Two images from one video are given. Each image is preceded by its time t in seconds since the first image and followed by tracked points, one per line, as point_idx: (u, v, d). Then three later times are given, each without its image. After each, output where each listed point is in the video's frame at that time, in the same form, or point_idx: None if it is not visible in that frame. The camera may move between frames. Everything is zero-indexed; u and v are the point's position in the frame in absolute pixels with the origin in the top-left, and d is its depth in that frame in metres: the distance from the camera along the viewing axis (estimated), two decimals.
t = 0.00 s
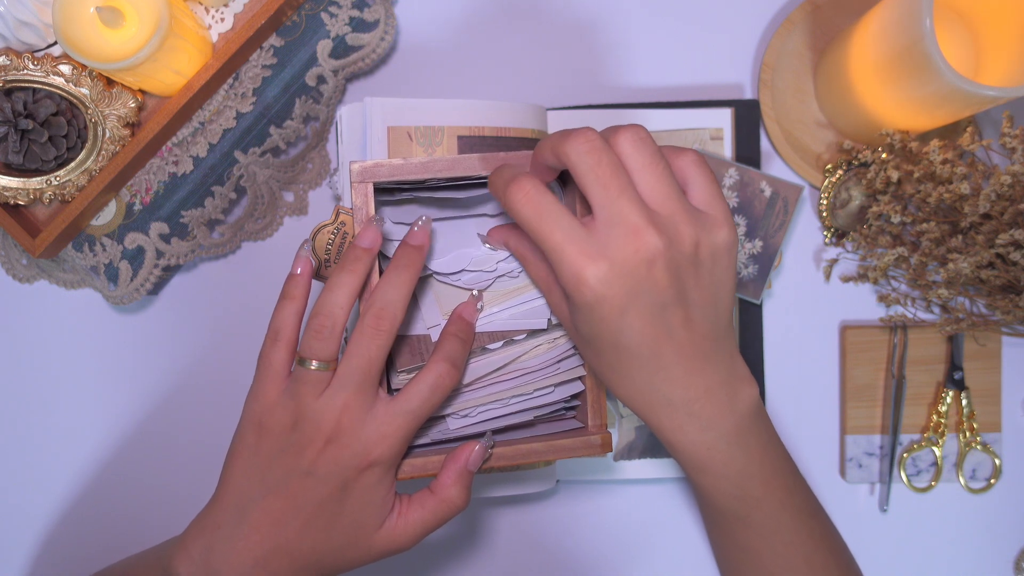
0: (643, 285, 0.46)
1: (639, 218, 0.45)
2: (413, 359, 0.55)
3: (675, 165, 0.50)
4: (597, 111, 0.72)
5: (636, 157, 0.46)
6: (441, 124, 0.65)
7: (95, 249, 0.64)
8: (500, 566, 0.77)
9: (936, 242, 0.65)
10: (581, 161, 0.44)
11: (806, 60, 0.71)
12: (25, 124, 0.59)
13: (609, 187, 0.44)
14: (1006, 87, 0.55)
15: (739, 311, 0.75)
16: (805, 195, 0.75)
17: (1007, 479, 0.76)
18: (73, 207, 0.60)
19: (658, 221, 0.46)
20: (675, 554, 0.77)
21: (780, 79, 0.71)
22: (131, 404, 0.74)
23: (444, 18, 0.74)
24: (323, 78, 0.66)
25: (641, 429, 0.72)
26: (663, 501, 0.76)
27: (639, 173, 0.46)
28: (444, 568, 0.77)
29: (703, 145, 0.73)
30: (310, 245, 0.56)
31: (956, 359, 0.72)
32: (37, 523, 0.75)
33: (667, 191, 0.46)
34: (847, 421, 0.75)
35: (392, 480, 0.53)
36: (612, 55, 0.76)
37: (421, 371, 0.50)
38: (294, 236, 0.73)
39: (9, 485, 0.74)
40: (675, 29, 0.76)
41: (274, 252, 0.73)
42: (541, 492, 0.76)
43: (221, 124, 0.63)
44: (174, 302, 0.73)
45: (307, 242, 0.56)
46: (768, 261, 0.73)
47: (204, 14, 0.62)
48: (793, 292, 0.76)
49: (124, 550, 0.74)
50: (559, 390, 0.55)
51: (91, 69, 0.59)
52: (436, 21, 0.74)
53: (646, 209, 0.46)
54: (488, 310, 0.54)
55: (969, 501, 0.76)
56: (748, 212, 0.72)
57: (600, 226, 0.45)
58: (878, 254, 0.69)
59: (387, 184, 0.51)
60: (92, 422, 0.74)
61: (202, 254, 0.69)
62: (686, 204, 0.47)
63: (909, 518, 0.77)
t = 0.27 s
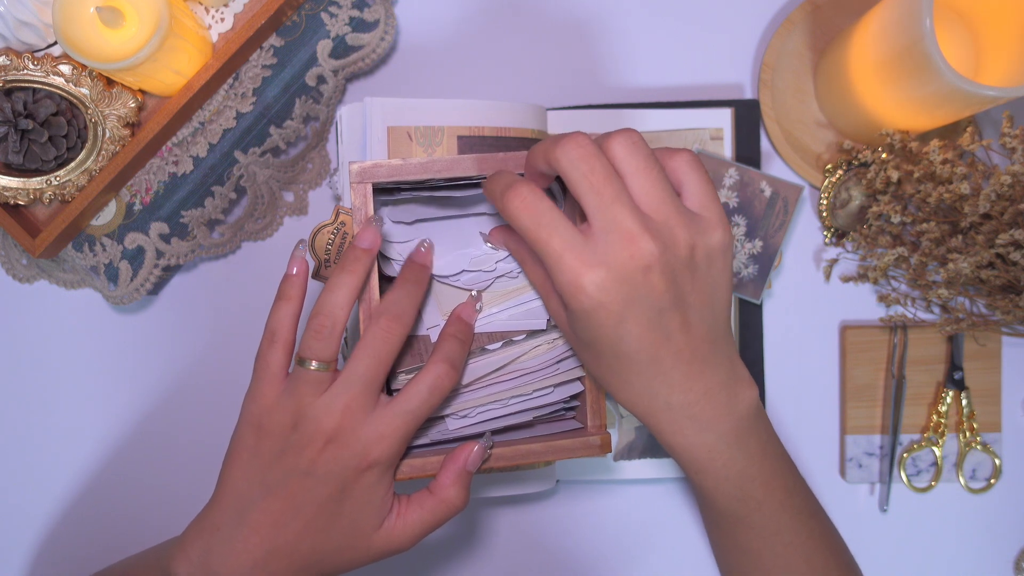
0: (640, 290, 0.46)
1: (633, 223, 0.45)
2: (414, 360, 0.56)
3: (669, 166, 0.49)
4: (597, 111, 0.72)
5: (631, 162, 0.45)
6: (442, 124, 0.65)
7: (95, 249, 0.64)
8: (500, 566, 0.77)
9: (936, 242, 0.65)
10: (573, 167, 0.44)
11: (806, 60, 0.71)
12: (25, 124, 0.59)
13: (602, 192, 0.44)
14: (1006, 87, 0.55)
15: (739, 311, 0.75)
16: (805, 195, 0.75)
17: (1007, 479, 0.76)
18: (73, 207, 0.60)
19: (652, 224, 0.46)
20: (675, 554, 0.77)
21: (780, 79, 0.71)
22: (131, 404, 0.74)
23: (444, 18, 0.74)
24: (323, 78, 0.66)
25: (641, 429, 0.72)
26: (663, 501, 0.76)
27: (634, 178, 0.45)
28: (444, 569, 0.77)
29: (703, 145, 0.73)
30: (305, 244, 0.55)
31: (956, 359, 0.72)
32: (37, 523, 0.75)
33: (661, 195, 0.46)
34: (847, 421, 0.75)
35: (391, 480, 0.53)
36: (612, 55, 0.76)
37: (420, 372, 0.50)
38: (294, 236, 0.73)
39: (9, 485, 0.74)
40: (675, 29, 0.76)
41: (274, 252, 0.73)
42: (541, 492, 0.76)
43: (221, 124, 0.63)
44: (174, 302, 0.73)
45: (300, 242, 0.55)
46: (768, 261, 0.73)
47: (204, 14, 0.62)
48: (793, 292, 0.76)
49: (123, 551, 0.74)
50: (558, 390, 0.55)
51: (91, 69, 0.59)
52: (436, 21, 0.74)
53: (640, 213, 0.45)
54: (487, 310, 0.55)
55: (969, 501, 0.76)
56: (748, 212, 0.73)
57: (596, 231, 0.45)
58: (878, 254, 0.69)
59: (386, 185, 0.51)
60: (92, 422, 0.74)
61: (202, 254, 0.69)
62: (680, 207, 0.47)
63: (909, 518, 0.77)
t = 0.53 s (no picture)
0: (603, 298, 0.46)
1: (603, 230, 0.45)
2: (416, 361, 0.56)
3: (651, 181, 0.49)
4: (597, 111, 0.72)
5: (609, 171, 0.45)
6: (442, 124, 0.65)
7: (95, 249, 0.64)
8: (499, 566, 0.77)
9: (936, 242, 0.65)
10: (550, 172, 0.45)
11: (806, 60, 0.71)
12: (25, 124, 0.59)
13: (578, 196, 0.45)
14: (1006, 87, 0.55)
15: (738, 311, 0.75)
16: (805, 195, 0.75)
17: (1006, 479, 0.76)
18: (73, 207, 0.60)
19: (623, 235, 0.46)
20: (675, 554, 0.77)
21: (780, 79, 0.71)
22: (131, 404, 0.74)
23: (444, 18, 0.74)
24: (323, 78, 0.66)
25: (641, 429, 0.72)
26: (662, 501, 0.76)
27: (610, 190, 0.46)
28: (443, 568, 0.77)
29: (703, 145, 0.73)
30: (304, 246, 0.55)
31: (956, 359, 0.72)
32: (37, 523, 0.75)
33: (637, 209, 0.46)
34: (847, 421, 0.75)
35: (385, 479, 0.53)
36: (612, 55, 0.76)
37: (418, 373, 0.50)
38: (294, 236, 0.73)
39: (9, 484, 0.75)
40: (675, 29, 0.76)
41: (274, 252, 0.73)
42: (541, 492, 0.76)
43: (221, 124, 0.63)
44: (173, 302, 0.73)
45: (296, 242, 0.55)
46: (767, 262, 0.73)
47: (205, 14, 0.62)
48: (793, 292, 0.76)
49: (123, 550, 0.74)
50: (556, 390, 0.55)
51: (91, 69, 0.59)
52: (436, 21, 0.74)
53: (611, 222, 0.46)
54: (484, 311, 0.55)
55: (969, 501, 0.76)
56: (748, 212, 0.73)
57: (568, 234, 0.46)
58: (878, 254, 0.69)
59: (384, 185, 0.52)
60: (92, 422, 0.74)
61: (202, 254, 0.69)
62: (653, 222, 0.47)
63: (908, 518, 0.77)
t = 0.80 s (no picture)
0: (552, 313, 0.45)
1: (534, 246, 0.45)
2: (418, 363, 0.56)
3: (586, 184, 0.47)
4: (597, 111, 0.72)
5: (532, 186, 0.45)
6: (442, 125, 0.65)
7: (95, 249, 0.64)
8: (500, 566, 0.77)
9: (936, 242, 0.65)
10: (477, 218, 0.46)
11: (806, 60, 0.71)
12: (25, 124, 0.59)
13: (506, 222, 0.46)
14: (1006, 87, 0.55)
15: (738, 311, 0.75)
16: (806, 195, 0.75)
17: (1006, 479, 0.76)
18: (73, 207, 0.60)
19: (559, 248, 0.45)
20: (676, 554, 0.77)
21: (780, 80, 0.71)
22: (131, 405, 0.74)
23: (444, 18, 0.74)
24: (323, 78, 0.66)
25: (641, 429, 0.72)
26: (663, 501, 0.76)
27: (536, 206, 0.45)
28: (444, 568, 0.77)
29: (703, 145, 0.73)
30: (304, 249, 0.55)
31: (956, 359, 0.73)
32: (37, 523, 0.75)
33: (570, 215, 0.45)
34: (847, 421, 0.75)
35: (390, 481, 0.53)
36: (611, 55, 0.76)
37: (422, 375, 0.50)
38: (294, 236, 0.73)
39: (9, 485, 0.74)
40: (675, 30, 0.76)
41: (275, 252, 0.73)
42: (542, 492, 0.76)
43: (221, 124, 0.63)
44: (174, 302, 0.73)
45: (297, 245, 0.55)
46: (767, 262, 0.74)
47: (205, 14, 0.62)
48: (793, 292, 0.76)
49: (123, 550, 0.74)
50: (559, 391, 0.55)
51: (91, 69, 0.59)
52: (436, 21, 0.74)
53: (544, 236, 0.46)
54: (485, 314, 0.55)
55: (969, 501, 0.76)
56: (748, 212, 0.73)
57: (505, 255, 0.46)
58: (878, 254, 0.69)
59: (386, 187, 0.52)
60: (91, 422, 0.74)
61: (202, 254, 0.69)
62: (592, 226, 0.45)
63: (909, 518, 0.77)
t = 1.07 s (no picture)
0: (536, 265, 0.46)
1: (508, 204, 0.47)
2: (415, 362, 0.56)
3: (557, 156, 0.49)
4: (596, 111, 0.72)
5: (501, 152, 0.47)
6: (442, 124, 0.65)
7: (95, 249, 0.64)
8: (500, 566, 0.77)
9: (936, 242, 0.65)
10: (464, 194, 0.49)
11: (806, 60, 0.71)
12: (25, 124, 0.59)
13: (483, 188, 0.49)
14: (1006, 87, 0.55)
15: (738, 311, 0.75)
16: (805, 195, 0.75)
17: (1007, 479, 0.76)
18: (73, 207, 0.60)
19: (536, 203, 0.47)
20: (676, 554, 0.77)
21: (780, 79, 0.71)
22: (131, 404, 0.74)
23: (444, 18, 0.74)
24: (323, 78, 0.66)
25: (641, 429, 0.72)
26: (662, 500, 0.76)
27: (505, 169, 0.47)
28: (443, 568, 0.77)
29: (703, 145, 0.73)
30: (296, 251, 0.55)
31: (956, 359, 0.72)
32: (37, 522, 0.75)
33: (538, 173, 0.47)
34: (847, 421, 0.75)
35: (385, 480, 0.53)
36: (611, 55, 0.76)
37: (418, 374, 0.50)
38: (294, 236, 0.73)
39: (10, 484, 0.75)
40: (675, 29, 0.76)
41: (275, 252, 0.73)
42: (541, 492, 0.76)
43: (221, 124, 0.63)
44: (173, 302, 0.73)
45: (291, 245, 0.55)
46: (767, 261, 0.74)
47: (205, 14, 0.62)
48: (793, 292, 0.76)
49: (123, 550, 0.74)
50: (555, 390, 0.55)
51: (91, 69, 0.59)
52: (436, 21, 0.74)
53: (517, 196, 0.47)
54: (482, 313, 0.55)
55: (969, 501, 0.76)
56: (748, 211, 0.73)
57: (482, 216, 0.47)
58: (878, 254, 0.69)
59: (383, 184, 0.52)
60: (91, 422, 0.74)
61: (202, 254, 0.69)
62: (564, 184, 0.47)
63: (909, 518, 0.77)
